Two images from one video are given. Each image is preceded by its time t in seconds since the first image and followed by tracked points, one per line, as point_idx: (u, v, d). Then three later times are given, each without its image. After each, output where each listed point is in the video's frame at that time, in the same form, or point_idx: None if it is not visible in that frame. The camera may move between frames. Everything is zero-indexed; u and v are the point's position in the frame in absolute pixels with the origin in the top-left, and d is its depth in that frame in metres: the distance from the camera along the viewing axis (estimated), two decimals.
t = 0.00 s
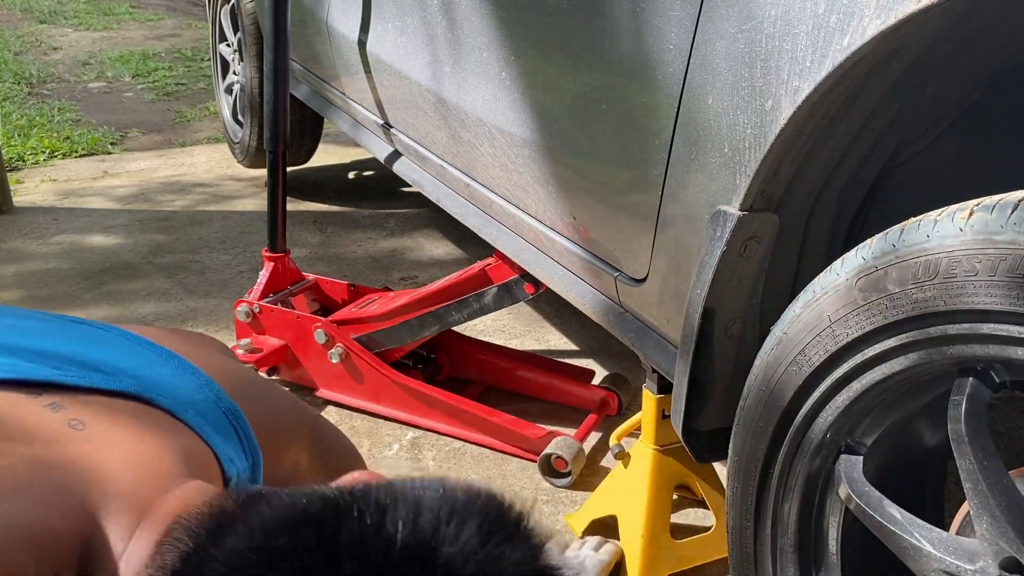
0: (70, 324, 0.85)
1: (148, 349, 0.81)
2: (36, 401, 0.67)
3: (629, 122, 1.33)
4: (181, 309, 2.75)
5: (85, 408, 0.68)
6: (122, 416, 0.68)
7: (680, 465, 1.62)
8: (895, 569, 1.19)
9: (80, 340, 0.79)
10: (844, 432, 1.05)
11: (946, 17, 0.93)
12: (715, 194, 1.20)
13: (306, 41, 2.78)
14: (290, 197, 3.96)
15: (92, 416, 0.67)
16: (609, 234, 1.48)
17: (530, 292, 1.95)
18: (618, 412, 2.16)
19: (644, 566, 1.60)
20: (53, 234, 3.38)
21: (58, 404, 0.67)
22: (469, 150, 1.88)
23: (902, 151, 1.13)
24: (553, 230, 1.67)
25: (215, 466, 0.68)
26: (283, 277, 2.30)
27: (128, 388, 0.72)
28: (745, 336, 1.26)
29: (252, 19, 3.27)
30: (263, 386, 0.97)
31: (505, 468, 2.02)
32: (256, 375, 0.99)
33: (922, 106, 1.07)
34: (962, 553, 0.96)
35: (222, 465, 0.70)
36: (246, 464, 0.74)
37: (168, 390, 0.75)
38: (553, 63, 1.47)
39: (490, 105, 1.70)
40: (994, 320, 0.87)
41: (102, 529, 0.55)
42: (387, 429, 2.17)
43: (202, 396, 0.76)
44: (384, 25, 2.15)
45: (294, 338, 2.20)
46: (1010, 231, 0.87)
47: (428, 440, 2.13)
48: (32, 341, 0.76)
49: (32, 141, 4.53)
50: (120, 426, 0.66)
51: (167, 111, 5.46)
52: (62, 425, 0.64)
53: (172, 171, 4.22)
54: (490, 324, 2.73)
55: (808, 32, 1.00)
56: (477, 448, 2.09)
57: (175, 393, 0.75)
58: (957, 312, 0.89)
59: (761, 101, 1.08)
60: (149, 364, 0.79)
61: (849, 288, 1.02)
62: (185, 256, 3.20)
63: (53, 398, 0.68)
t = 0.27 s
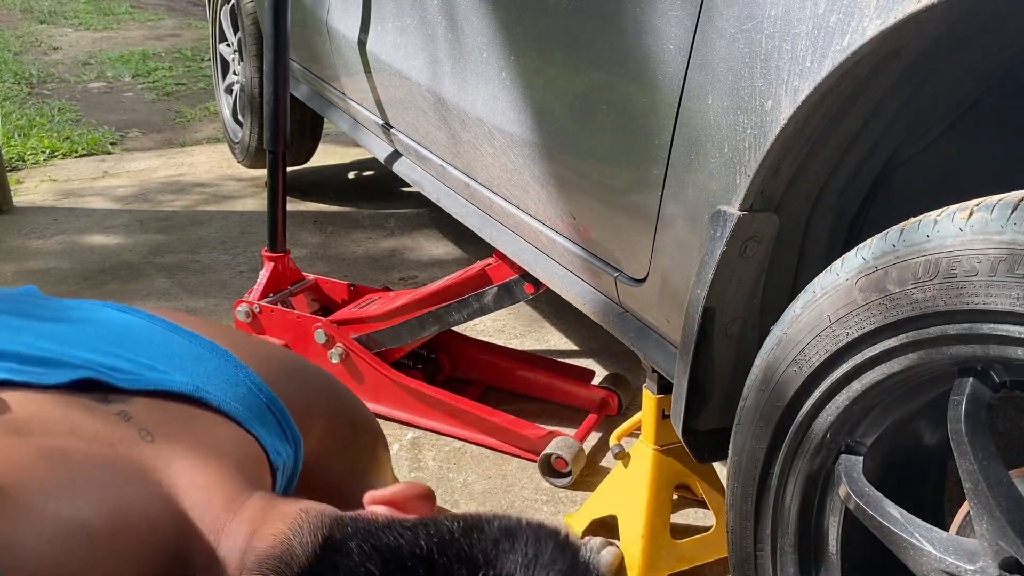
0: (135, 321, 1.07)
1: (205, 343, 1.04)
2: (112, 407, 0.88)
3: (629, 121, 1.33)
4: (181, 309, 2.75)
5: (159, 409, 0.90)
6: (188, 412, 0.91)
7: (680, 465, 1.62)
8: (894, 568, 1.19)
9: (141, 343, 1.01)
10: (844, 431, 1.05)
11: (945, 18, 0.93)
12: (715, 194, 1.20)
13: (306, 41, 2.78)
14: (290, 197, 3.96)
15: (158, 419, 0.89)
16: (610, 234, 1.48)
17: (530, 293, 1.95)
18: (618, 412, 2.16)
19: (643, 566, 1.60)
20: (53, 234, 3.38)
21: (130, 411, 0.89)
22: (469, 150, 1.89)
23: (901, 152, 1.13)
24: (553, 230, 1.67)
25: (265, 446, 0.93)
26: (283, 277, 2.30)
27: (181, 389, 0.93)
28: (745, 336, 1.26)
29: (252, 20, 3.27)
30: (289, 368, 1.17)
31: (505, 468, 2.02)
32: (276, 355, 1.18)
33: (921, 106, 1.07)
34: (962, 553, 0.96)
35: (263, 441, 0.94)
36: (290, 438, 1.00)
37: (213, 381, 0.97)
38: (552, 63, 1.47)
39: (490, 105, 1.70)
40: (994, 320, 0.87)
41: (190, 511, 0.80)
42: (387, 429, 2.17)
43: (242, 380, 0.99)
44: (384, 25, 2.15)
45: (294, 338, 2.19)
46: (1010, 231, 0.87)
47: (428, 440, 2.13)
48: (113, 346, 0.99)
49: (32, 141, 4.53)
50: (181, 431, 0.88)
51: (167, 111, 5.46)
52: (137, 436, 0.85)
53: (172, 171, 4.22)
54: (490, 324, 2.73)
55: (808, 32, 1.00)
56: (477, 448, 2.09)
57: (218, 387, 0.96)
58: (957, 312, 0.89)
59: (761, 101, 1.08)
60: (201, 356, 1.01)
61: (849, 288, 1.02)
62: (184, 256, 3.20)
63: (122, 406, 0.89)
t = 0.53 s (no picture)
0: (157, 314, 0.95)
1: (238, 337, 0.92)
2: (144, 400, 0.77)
3: (629, 122, 1.33)
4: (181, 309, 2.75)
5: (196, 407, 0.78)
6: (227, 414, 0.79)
7: (680, 465, 1.62)
8: (895, 569, 1.19)
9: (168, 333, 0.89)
10: (844, 432, 1.05)
11: (946, 18, 0.93)
12: (715, 194, 1.20)
13: (306, 41, 2.78)
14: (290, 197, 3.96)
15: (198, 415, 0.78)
16: (609, 234, 1.48)
17: (530, 292, 1.95)
18: (618, 412, 2.16)
19: (643, 566, 1.60)
20: (53, 234, 3.38)
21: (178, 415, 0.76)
22: (469, 150, 1.88)
23: (901, 152, 1.13)
24: (553, 230, 1.67)
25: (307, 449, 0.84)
26: (283, 277, 2.30)
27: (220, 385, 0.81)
28: (745, 335, 1.26)
29: (252, 20, 3.27)
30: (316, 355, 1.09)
31: (505, 468, 2.02)
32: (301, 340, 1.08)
33: (922, 106, 1.07)
34: (962, 553, 0.96)
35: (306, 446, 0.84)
36: (330, 439, 0.90)
37: (252, 381, 0.85)
38: (553, 63, 1.47)
39: (490, 105, 1.70)
40: (994, 320, 0.87)
41: (247, 515, 0.71)
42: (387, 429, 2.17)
43: (281, 380, 0.88)
44: (384, 25, 2.15)
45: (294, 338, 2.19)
46: (1010, 231, 0.87)
47: (428, 440, 2.13)
48: (135, 343, 0.85)
49: (32, 141, 4.52)
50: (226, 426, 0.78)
51: (167, 111, 5.46)
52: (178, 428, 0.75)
53: (172, 171, 4.22)
54: (490, 324, 2.73)
55: (808, 32, 1.00)
56: (478, 448, 2.09)
57: (258, 387, 0.85)
58: (957, 312, 0.89)
59: (761, 101, 1.08)
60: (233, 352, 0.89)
61: (849, 288, 1.02)
62: (184, 256, 3.20)
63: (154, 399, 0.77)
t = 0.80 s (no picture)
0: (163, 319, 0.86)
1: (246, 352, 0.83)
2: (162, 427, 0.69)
3: (629, 121, 1.33)
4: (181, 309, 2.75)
5: (216, 438, 0.71)
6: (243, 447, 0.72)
7: (681, 464, 1.62)
8: (894, 569, 1.19)
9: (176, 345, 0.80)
10: (844, 432, 1.05)
11: (946, 19, 0.93)
12: (715, 194, 1.20)
13: (306, 41, 2.78)
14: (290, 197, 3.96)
15: (218, 446, 0.71)
16: (609, 234, 1.48)
17: (529, 293, 1.95)
18: (618, 412, 2.16)
19: (644, 565, 1.60)
20: (53, 234, 3.38)
21: (195, 443, 0.69)
22: (470, 150, 1.88)
23: (901, 153, 1.13)
24: (554, 230, 1.67)
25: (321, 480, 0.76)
26: (283, 277, 2.30)
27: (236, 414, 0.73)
28: (745, 335, 1.26)
29: (252, 20, 3.27)
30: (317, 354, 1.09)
31: (505, 468, 2.02)
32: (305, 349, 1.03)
33: (921, 107, 1.07)
34: (962, 553, 0.96)
35: (319, 473, 0.76)
36: (340, 459, 0.81)
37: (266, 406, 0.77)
38: (553, 63, 1.47)
39: (490, 105, 1.71)
40: (994, 320, 0.87)
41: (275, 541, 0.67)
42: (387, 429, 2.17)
43: (297, 402, 0.79)
44: (385, 25, 2.15)
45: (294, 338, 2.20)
46: (1010, 231, 0.87)
47: (429, 440, 2.13)
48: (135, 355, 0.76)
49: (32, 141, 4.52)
50: (244, 455, 0.71)
51: (167, 111, 5.46)
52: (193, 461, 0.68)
53: (172, 171, 4.22)
54: (490, 324, 2.73)
55: (808, 32, 1.00)
56: (478, 448, 2.09)
57: (272, 411, 0.76)
58: (957, 312, 0.89)
59: (761, 102, 1.08)
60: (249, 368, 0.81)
61: (850, 288, 1.03)
62: (184, 256, 3.20)
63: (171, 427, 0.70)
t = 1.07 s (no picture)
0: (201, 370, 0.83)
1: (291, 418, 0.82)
2: (235, 518, 0.69)
3: (630, 121, 1.32)
4: (181, 309, 2.75)
5: (280, 528, 0.72)
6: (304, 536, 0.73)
7: (681, 464, 1.62)
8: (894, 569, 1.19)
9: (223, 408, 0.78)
10: (844, 432, 1.05)
11: (946, 19, 0.93)
12: (715, 194, 1.20)
13: (306, 41, 2.78)
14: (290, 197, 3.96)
15: (282, 536, 0.71)
16: (609, 235, 1.48)
17: (529, 293, 1.95)
18: (618, 412, 2.16)
19: (645, 565, 1.60)
20: (53, 234, 3.38)
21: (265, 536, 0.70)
22: (470, 150, 1.88)
23: (901, 154, 1.13)
24: (554, 230, 1.66)
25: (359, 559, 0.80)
26: (283, 277, 2.30)
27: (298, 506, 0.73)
28: (745, 336, 1.25)
29: (252, 20, 3.27)
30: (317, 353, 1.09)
31: (505, 468, 2.02)
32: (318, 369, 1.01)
33: (921, 108, 1.07)
34: (963, 554, 0.96)
35: (358, 554, 0.79)
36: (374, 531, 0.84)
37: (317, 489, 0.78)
38: (553, 63, 1.47)
39: (490, 105, 1.70)
40: (994, 320, 0.86)
41: None
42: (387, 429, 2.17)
43: (354, 489, 0.81)
44: (385, 25, 2.15)
45: (294, 338, 2.20)
46: (1010, 231, 0.87)
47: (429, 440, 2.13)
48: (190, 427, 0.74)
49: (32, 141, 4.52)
50: (307, 548, 0.73)
51: (167, 111, 5.46)
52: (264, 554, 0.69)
53: (172, 171, 4.22)
54: (490, 324, 2.73)
55: (808, 32, 1.00)
56: (478, 448, 2.09)
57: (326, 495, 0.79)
58: (957, 312, 0.89)
59: (761, 102, 1.08)
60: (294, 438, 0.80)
61: (850, 288, 1.02)
62: (184, 256, 3.20)
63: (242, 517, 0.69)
